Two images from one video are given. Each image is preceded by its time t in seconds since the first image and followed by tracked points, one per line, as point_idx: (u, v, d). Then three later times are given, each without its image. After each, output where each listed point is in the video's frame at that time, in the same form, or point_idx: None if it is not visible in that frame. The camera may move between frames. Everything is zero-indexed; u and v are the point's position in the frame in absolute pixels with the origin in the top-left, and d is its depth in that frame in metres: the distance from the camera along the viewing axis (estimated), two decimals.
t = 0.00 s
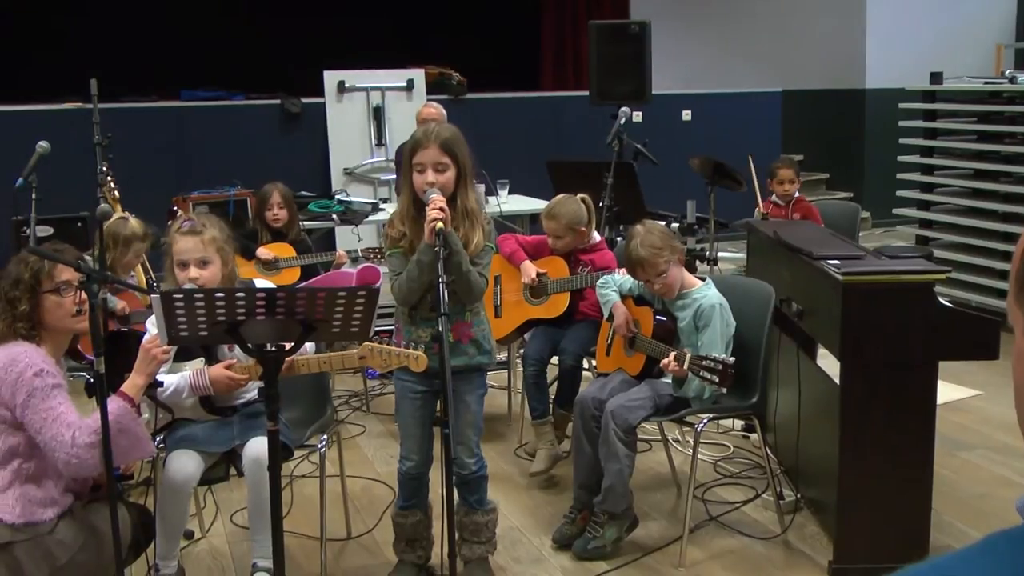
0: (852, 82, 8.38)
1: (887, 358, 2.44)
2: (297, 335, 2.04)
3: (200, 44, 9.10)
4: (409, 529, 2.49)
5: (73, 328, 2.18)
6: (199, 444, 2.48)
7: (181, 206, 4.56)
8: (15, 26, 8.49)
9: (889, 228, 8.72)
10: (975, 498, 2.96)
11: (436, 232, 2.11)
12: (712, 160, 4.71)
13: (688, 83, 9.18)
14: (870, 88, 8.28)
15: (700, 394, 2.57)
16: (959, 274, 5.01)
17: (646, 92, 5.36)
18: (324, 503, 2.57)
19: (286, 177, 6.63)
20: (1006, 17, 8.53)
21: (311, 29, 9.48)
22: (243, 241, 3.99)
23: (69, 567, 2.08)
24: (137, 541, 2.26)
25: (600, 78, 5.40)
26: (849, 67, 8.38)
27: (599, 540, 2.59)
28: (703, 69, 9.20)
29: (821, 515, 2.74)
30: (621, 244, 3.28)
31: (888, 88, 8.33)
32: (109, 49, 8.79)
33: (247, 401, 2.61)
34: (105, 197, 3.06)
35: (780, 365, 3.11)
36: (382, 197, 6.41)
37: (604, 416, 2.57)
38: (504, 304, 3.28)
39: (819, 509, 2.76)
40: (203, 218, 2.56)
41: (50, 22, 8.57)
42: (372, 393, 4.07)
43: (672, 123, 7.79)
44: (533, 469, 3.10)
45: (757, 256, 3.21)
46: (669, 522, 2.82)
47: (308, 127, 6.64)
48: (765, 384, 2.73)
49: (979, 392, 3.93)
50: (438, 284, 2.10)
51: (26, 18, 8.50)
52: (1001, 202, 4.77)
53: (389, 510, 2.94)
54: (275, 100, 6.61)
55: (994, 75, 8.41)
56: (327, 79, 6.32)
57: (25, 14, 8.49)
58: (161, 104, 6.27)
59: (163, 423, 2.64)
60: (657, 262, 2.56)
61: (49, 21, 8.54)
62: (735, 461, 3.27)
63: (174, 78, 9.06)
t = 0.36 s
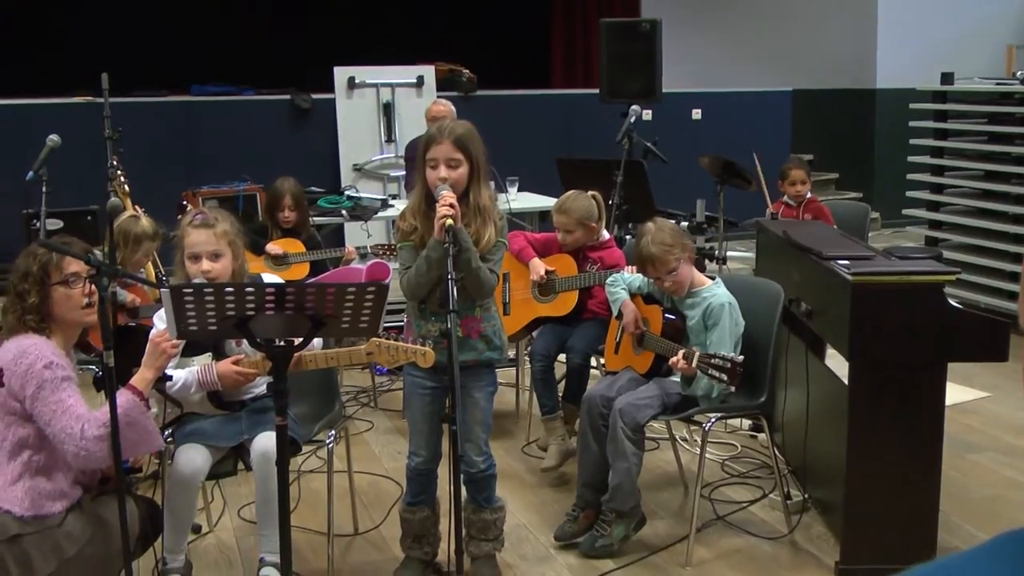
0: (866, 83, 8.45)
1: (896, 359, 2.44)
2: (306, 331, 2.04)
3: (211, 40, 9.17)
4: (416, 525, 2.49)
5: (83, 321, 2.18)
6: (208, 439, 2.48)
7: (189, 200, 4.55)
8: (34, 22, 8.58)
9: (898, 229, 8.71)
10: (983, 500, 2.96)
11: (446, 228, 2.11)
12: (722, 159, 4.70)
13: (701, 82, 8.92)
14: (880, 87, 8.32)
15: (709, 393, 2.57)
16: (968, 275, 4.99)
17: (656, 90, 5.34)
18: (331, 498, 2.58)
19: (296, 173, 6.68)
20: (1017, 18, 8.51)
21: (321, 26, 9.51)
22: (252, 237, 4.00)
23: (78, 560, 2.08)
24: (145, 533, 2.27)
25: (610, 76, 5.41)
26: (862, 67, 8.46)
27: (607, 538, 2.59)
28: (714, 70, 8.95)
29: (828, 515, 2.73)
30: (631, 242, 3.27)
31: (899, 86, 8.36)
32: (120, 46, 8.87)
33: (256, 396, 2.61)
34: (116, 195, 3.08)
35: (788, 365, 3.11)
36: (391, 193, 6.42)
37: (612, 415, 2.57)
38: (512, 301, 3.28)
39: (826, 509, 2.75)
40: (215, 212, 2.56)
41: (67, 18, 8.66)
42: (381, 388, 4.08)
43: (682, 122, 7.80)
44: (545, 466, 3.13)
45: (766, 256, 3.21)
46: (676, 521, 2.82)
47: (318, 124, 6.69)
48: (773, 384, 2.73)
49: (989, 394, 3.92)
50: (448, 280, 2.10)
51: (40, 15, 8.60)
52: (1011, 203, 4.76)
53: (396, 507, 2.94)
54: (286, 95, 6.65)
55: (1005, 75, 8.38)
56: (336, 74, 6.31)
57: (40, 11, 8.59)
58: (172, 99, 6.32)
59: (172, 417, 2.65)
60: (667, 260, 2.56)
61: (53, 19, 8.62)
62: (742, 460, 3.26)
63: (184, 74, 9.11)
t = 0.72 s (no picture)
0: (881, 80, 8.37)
1: (913, 359, 2.43)
2: (324, 329, 2.04)
3: (228, 40, 9.23)
4: (433, 523, 2.50)
5: (102, 316, 2.19)
6: (226, 435, 2.48)
7: (208, 198, 4.57)
8: (32, 22, 8.66)
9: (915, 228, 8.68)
10: (1001, 501, 2.94)
11: (464, 226, 2.11)
12: (739, 157, 4.69)
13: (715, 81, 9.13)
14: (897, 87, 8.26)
15: (726, 392, 2.56)
16: (986, 275, 4.97)
17: (674, 89, 5.34)
18: (349, 496, 2.58)
19: (312, 172, 6.73)
20: None
21: (337, 25, 9.54)
22: (270, 235, 4.02)
23: (96, 556, 2.09)
24: (162, 529, 2.27)
25: (627, 75, 5.40)
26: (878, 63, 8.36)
27: (624, 537, 2.59)
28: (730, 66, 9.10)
29: (845, 515, 2.72)
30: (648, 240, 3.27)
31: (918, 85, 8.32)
32: (138, 45, 8.96)
33: (273, 393, 2.62)
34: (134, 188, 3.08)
35: (806, 364, 3.10)
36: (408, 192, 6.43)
37: (629, 413, 2.57)
38: (529, 300, 3.29)
39: (843, 509, 2.75)
40: (235, 209, 2.57)
41: (66, 18, 8.73)
42: (397, 386, 4.09)
43: (698, 120, 7.79)
44: (553, 465, 3.09)
45: (784, 255, 3.20)
46: (693, 520, 2.81)
47: (335, 122, 6.73)
48: (791, 383, 2.72)
49: (1008, 394, 3.89)
50: (465, 278, 2.10)
51: (40, 15, 8.67)
52: None
53: (413, 504, 2.95)
54: (304, 93, 6.70)
55: None
56: (354, 72, 6.36)
57: (40, 11, 8.66)
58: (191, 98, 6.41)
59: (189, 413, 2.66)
60: (686, 257, 2.56)
61: (53, 19, 8.69)
62: (759, 459, 3.26)
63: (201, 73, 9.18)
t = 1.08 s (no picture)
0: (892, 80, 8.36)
1: (923, 360, 2.42)
2: (333, 326, 2.04)
3: (238, 38, 9.26)
4: (441, 521, 2.50)
5: (112, 313, 2.19)
6: (235, 433, 2.48)
7: (218, 195, 4.57)
8: (31, 22, 8.68)
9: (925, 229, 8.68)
10: (1011, 502, 2.93)
11: (473, 224, 2.11)
12: (749, 156, 4.68)
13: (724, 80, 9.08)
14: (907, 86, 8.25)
15: (736, 393, 2.56)
16: (996, 276, 4.96)
17: (683, 90, 5.33)
18: (357, 493, 2.58)
19: (322, 169, 6.74)
20: None
21: (346, 23, 9.55)
22: (281, 232, 4.03)
23: (105, 551, 2.09)
24: (172, 526, 2.28)
25: (637, 74, 5.40)
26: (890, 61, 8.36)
27: (632, 536, 2.59)
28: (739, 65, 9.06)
29: (854, 516, 2.72)
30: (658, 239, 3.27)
31: (928, 85, 8.29)
32: (146, 43, 8.99)
33: (283, 390, 2.63)
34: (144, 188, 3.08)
35: (816, 364, 3.09)
36: (417, 190, 6.44)
37: (638, 412, 2.57)
38: (539, 299, 3.30)
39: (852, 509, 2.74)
40: (245, 207, 2.58)
41: (69, 17, 8.77)
42: (406, 384, 4.09)
43: (708, 120, 7.78)
44: (568, 462, 3.12)
45: (794, 255, 3.20)
46: (701, 520, 2.81)
47: (344, 120, 6.73)
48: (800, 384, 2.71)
49: (1018, 395, 3.88)
50: (474, 276, 2.10)
51: (40, 16, 8.70)
52: None
53: (421, 502, 2.95)
54: (314, 91, 6.72)
55: None
56: (364, 71, 6.37)
57: (40, 11, 8.69)
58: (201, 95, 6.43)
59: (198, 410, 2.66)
60: (696, 256, 2.55)
61: (53, 20, 8.72)
62: (768, 459, 3.25)
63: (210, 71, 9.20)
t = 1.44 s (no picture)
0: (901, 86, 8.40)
1: (928, 367, 2.42)
2: (339, 328, 2.04)
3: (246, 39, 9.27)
4: (445, 524, 2.50)
5: (117, 312, 2.20)
6: (240, 434, 2.49)
7: (225, 197, 4.57)
8: (51, 20, 8.72)
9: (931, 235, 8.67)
10: (1016, 511, 2.93)
11: (480, 228, 2.11)
12: (755, 161, 4.68)
13: (732, 85, 9.10)
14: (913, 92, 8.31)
15: (741, 399, 2.55)
16: (1002, 284, 4.95)
17: (691, 93, 5.33)
18: (362, 496, 2.58)
19: (329, 171, 6.76)
20: None
21: (354, 25, 9.56)
22: (288, 234, 4.03)
23: (110, 551, 2.10)
24: (177, 526, 2.28)
25: (645, 77, 5.43)
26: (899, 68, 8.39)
27: (636, 541, 2.58)
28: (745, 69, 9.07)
29: (858, 523, 2.71)
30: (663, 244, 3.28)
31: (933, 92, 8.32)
32: (153, 44, 9.01)
33: (288, 392, 2.63)
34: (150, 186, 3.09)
35: (821, 370, 3.09)
36: (424, 192, 6.45)
37: (643, 417, 2.57)
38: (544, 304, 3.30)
39: (856, 516, 2.73)
40: (250, 209, 2.58)
41: (79, 17, 8.79)
42: (411, 387, 4.10)
43: (715, 125, 7.78)
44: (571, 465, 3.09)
45: (799, 261, 3.20)
46: (705, 525, 2.81)
47: (352, 121, 6.76)
48: (805, 390, 2.71)
49: None
50: (480, 280, 2.10)
51: (54, 14, 8.73)
52: None
53: (425, 505, 2.95)
54: (321, 93, 6.74)
55: None
56: (371, 73, 6.38)
57: (53, 11, 8.71)
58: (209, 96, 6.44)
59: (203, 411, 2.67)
60: (703, 261, 2.55)
61: (65, 19, 8.75)
62: (773, 465, 3.25)
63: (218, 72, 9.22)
